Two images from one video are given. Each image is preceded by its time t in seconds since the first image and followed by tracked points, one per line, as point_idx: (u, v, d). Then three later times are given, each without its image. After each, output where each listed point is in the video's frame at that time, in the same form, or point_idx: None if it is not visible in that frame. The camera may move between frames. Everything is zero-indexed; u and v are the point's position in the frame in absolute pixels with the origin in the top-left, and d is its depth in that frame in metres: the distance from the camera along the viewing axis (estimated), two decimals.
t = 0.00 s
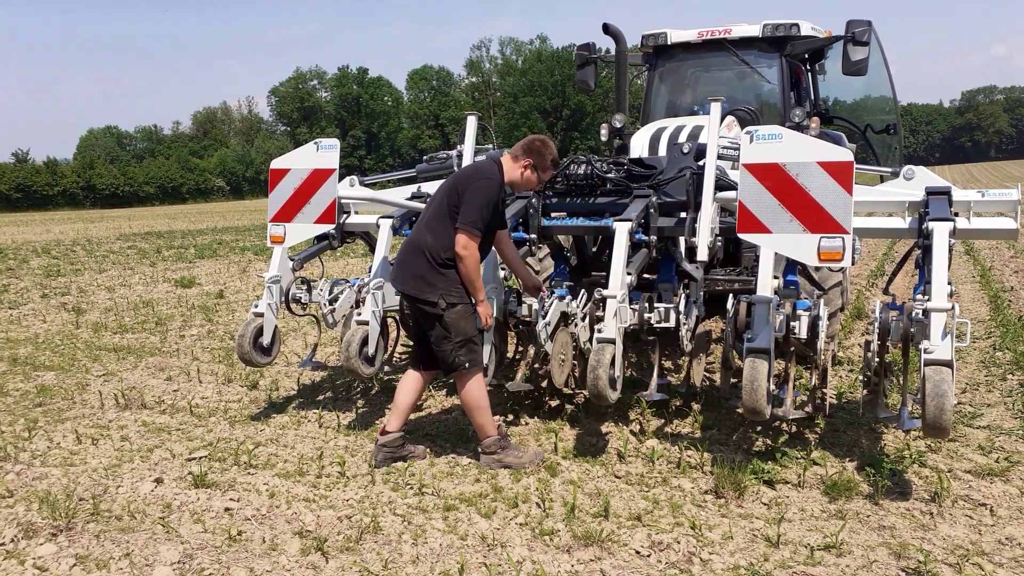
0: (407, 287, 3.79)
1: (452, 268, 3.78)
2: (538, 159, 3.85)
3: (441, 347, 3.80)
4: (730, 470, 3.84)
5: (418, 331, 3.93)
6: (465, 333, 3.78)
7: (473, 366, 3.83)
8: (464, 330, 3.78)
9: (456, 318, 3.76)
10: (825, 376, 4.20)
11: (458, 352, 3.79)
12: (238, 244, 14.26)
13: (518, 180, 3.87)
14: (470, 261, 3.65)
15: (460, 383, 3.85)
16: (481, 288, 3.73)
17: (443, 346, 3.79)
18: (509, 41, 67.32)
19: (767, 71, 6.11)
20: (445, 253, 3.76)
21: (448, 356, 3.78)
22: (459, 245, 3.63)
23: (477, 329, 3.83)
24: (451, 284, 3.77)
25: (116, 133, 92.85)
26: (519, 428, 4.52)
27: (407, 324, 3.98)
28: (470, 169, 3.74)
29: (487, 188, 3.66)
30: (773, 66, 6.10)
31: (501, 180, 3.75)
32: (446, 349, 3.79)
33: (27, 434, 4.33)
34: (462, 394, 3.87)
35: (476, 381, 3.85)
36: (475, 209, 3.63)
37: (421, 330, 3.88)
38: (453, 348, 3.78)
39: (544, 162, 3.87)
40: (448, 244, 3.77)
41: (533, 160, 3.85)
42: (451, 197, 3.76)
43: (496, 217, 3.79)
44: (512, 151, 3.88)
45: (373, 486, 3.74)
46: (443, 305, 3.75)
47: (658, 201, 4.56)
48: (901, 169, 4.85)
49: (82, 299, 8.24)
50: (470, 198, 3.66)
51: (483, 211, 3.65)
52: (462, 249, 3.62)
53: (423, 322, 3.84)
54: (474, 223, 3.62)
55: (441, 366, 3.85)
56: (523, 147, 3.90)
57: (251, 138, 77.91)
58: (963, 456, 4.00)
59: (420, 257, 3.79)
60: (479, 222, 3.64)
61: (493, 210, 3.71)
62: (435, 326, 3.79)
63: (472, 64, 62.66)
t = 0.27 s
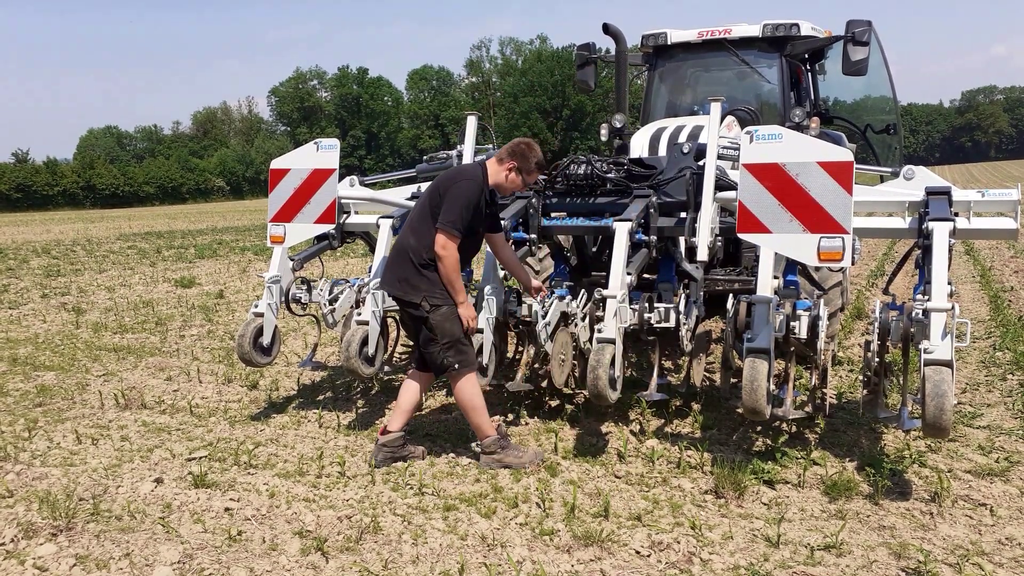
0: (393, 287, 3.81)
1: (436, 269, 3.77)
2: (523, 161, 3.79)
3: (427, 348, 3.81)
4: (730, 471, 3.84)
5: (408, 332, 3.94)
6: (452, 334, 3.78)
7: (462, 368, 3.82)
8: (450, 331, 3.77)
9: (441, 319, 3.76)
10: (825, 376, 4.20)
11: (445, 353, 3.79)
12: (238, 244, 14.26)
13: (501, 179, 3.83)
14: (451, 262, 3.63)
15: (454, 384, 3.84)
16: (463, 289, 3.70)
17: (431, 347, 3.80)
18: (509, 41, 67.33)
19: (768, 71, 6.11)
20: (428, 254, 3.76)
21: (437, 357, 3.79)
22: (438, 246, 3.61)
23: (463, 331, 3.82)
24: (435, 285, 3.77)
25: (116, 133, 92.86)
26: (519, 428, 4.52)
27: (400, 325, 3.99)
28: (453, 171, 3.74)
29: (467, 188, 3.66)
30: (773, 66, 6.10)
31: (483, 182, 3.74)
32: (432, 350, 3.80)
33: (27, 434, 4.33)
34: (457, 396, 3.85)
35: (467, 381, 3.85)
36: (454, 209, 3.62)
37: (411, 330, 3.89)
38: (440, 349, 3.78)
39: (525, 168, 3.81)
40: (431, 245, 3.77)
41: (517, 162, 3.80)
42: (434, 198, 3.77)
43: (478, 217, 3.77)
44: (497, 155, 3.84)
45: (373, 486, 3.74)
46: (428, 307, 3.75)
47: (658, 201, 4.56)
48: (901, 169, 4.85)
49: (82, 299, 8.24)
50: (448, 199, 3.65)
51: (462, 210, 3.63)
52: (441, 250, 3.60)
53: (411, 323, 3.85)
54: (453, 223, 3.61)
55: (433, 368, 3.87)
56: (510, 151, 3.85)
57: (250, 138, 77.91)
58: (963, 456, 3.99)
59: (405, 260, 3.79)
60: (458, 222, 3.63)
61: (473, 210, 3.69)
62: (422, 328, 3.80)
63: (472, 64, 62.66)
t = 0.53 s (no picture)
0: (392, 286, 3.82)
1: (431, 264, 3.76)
2: (504, 140, 3.78)
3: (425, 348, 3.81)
4: (730, 471, 3.84)
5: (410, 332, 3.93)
6: (450, 333, 3.77)
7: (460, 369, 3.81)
8: (447, 331, 3.77)
9: (439, 318, 3.75)
10: (825, 376, 4.20)
11: (444, 352, 3.78)
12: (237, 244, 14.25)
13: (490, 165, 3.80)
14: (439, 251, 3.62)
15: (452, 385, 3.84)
16: (463, 267, 3.65)
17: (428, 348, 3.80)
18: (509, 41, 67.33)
19: (767, 71, 6.11)
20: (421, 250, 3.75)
21: (435, 357, 3.79)
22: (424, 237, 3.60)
23: (460, 331, 3.81)
24: (431, 283, 3.75)
25: (116, 133, 92.88)
26: (519, 428, 4.52)
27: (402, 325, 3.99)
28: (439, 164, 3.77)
29: (451, 177, 3.66)
30: (773, 66, 6.10)
31: (469, 171, 3.74)
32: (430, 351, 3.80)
33: (27, 435, 4.33)
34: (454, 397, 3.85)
35: (465, 384, 3.85)
36: (439, 200, 3.62)
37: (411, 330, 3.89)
38: (437, 349, 3.77)
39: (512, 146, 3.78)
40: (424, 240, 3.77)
41: (500, 145, 3.78)
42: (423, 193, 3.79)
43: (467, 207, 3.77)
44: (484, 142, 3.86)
45: (373, 486, 3.74)
46: (425, 306, 3.74)
47: (658, 201, 4.55)
48: (901, 169, 4.85)
49: (82, 299, 8.24)
50: (433, 189, 3.66)
51: (448, 200, 3.63)
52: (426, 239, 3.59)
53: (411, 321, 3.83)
54: (438, 214, 3.61)
55: (431, 369, 3.86)
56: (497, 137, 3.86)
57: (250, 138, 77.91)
58: (963, 456, 3.99)
59: (399, 258, 3.80)
60: (445, 212, 3.63)
61: (460, 200, 3.69)
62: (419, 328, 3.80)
63: (472, 64, 62.67)
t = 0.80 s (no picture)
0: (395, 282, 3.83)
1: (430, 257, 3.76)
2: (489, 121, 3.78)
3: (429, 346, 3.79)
4: (730, 471, 3.84)
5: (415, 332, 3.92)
6: (451, 332, 3.76)
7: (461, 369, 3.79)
8: (448, 329, 3.75)
9: (441, 316, 3.75)
10: (825, 376, 4.20)
11: (445, 351, 3.77)
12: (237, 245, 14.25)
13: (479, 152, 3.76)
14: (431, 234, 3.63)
15: (453, 385, 3.83)
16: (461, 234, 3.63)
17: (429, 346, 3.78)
18: (509, 41, 67.34)
19: (768, 71, 6.11)
20: (420, 243, 3.76)
21: (436, 356, 3.77)
22: (414, 222, 3.63)
23: (461, 330, 3.80)
24: (432, 278, 3.75)
25: (116, 134, 92.90)
26: (519, 428, 4.52)
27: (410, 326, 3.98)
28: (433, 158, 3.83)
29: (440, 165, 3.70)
30: (773, 66, 6.10)
31: (461, 160, 3.77)
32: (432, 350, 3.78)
33: (26, 434, 4.33)
34: (454, 397, 3.85)
35: (465, 386, 3.85)
36: (427, 186, 3.66)
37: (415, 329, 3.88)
38: (438, 348, 3.76)
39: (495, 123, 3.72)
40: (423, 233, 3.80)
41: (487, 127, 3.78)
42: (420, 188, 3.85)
43: (463, 195, 3.77)
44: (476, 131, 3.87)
45: (373, 486, 3.74)
46: (426, 302, 3.74)
47: (658, 201, 4.55)
48: (901, 169, 4.85)
49: (83, 299, 8.24)
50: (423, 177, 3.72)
51: (435, 185, 3.66)
52: (416, 224, 3.62)
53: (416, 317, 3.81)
54: (427, 200, 3.65)
55: (433, 368, 3.85)
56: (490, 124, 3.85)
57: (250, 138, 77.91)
58: (963, 456, 3.99)
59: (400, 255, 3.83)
60: (434, 198, 3.66)
61: (451, 185, 3.71)
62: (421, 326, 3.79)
63: (472, 64, 62.68)
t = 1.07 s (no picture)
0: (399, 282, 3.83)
1: (435, 256, 3.76)
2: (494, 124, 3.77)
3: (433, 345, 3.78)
4: (730, 471, 3.84)
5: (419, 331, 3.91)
6: (455, 331, 3.76)
7: (464, 369, 3.79)
8: (452, 329, 3.75)
9: (445, 315, 3.74)
10: (825, 376, 4.21)
11: (448, 351, 3.76)
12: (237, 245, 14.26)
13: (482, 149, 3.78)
14: (437, 235, 3.63)
15: (455, 385, 3.83)
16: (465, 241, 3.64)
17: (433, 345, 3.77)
18: (509, 41, 67.34)
19: (768, 71, 6.10)
20: (426, 242, 3.76)
21: (439, 356, 3.76)
22: (420, 223, 3.63)
23: (464, 329, 3.79)
24: (437, 276, 3.75)
25: (116, 134, 92.89)
26: (519, 428, 4.52)
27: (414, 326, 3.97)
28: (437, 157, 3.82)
29: (444, 165, 3.69)
30: (773, 66, 6.10)
31: (464, 158, 3.76)
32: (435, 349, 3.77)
33: (26, 434, 4.33)
34: (455, 397, 3.85)
35: (467, 385, 3.84)
36: (432, 186, 3.65)
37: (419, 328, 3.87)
38: (442, 347, 3.75)
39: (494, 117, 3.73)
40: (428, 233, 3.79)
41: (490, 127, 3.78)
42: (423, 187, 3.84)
43: (467, 193, 3.76)
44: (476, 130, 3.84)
45: (373, 486, 3.74)
46: (432, 301, 3.74)
47: (658, 201, 4.55)
48: (901, 169, 4.85)
49: (83, 299, 8.24)
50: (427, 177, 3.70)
51: (439, 185, 3.66)
52: (421, 224, 3.62)
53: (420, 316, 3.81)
54: (432, 199, 3.64)
55: (435, 367, 3.84)
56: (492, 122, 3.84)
57: (250, 138, 77.92)
58: (963, 456, 3.99)
59: (405, 253, 3.82)
60: (439, 197, 3.66)
61: (455, 183, 3.70)
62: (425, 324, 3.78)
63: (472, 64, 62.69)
